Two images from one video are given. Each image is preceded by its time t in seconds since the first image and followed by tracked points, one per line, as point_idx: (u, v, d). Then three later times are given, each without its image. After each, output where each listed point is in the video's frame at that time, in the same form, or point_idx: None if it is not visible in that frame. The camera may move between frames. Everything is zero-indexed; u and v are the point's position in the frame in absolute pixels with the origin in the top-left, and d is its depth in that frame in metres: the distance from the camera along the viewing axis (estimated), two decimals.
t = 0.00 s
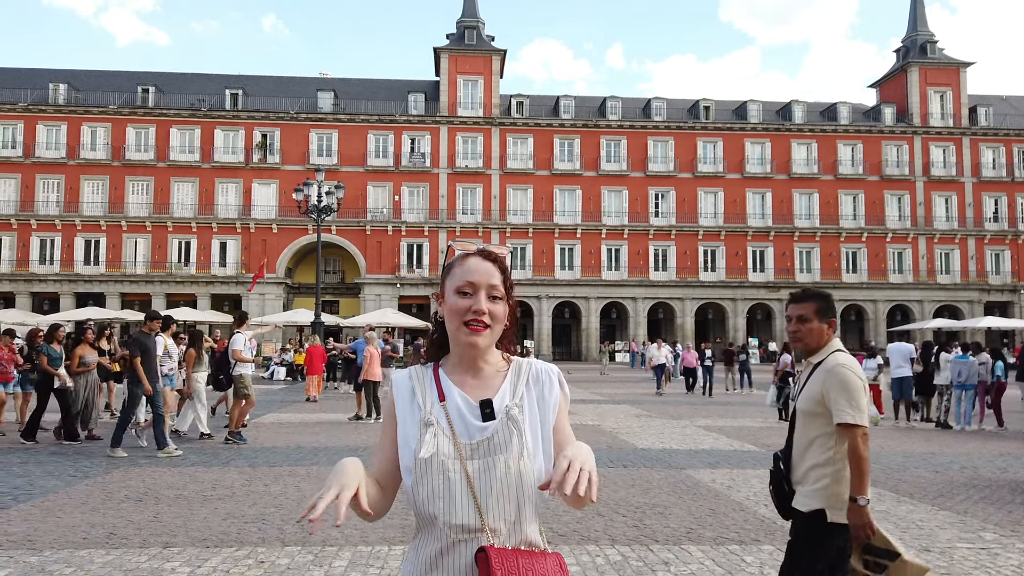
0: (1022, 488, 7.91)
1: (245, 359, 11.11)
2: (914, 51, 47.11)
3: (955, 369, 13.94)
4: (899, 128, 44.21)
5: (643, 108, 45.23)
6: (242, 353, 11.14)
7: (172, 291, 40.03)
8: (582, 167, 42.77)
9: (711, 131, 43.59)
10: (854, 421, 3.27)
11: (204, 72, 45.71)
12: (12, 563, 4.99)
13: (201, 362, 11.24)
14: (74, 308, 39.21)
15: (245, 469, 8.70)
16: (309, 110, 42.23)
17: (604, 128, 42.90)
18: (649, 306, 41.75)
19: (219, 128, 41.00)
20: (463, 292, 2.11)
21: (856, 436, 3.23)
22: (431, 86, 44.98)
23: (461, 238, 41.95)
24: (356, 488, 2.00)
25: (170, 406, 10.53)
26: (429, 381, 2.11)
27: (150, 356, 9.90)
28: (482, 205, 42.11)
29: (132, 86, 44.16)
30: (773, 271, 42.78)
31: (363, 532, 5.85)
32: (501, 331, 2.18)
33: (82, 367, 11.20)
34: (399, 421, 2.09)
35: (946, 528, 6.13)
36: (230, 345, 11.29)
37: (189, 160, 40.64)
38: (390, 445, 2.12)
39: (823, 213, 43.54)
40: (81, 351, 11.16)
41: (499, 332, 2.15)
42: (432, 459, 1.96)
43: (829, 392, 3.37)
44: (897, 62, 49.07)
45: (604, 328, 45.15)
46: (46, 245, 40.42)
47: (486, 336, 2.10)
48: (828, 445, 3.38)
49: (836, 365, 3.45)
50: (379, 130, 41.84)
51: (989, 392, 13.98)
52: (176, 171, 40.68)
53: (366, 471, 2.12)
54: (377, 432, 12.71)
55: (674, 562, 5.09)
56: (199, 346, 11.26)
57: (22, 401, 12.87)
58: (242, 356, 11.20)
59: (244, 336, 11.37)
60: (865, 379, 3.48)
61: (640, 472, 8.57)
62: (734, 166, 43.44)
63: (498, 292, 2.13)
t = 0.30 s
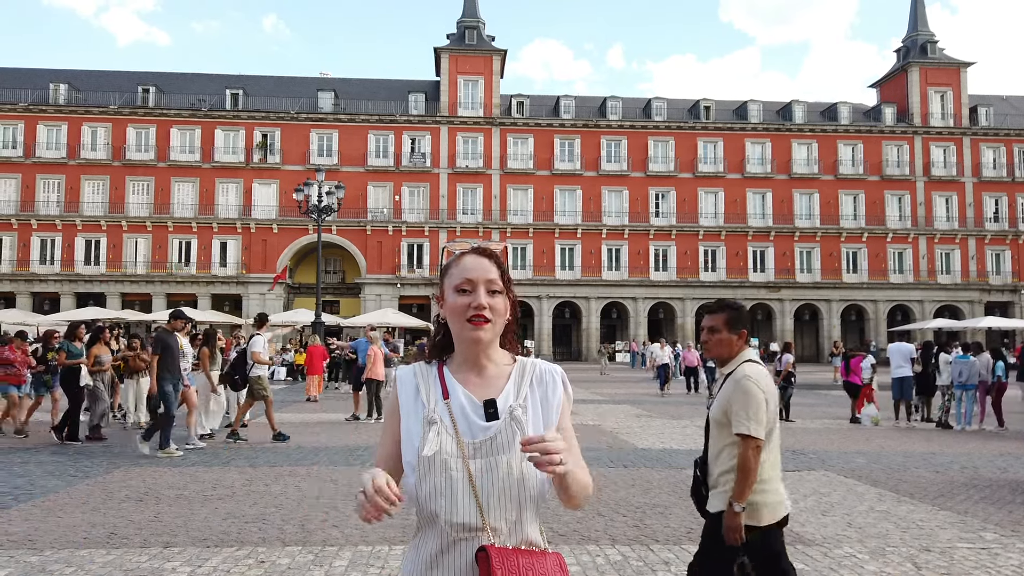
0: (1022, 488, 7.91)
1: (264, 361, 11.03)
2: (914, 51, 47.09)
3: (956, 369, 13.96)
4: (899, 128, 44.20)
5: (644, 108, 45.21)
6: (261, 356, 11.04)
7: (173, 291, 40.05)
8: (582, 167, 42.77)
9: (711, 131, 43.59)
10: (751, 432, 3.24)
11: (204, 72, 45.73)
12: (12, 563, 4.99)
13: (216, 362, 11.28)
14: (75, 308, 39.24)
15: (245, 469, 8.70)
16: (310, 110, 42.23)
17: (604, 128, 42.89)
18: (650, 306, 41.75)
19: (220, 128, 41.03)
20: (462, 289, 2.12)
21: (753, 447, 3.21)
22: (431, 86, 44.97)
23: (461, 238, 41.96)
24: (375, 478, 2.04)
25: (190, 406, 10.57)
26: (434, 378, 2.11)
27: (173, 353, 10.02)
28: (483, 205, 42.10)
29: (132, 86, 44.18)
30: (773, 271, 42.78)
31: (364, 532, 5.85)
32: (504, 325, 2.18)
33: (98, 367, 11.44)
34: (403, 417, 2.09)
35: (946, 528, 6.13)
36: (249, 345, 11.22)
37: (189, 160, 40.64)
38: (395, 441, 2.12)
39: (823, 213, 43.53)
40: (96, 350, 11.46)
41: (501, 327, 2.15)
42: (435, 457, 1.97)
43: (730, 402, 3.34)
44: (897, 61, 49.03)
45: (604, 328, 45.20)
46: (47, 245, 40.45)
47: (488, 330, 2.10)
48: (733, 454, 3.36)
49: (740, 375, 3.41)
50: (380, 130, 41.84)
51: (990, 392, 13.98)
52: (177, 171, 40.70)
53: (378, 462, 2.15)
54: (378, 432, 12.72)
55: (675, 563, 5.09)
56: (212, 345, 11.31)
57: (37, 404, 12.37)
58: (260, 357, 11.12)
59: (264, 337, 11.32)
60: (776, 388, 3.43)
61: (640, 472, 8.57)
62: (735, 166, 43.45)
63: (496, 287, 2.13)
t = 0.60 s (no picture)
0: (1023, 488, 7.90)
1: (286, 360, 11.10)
2: (914, 51, 47.08)
3: (957, 369, 13.81)
4: (900, 128, 44.18)
5: (644, 108, 45.19)
6: (282, 355, 11.11)
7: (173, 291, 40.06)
8: (583, 167, 42.78)
9: (712, 131, 43.57)
10: (649, 416, 3.47)
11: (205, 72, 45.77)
12: (12, 564, 4.99)
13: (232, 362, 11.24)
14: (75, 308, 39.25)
15: (244, 469, 8.70)
16: (310, 110, 42.21)
17: (605, 128, 42.88)
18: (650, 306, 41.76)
19: (220, 128, 41.04)
20: (459, 290, 2.12)
21: (647, 431, 3.45)
22: (432, 86, 44.97)
23: (462, 238, 41.96)
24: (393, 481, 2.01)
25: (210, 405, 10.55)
26: (438, 374, 2.11)
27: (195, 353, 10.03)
28: (483, 205, 42.09)
29: (133, 86, 44.19)
30: (774, 271, 42.78)
31: (364, 532, 5.85)
32: (505, 324, 2.18)
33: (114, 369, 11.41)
34: (406, 413, 2.09)
35: (946, 528, 6.13)
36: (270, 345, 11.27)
37: (190, 160, 40.66)
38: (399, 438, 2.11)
39: (824, 213, 43.52)
40: (112, 353, 11.43)
41: (502, 327, 2.15)
42: (436, 453, 1.97)
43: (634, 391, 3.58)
44: (898, 61, 49.00)
45: (605, 329, 45.24)
46: (48, 245, 40.48)
47: (492, 330, 2.10)
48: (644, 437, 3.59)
49: (645, 364, 3.64)
50: (380, 130, 41.85)
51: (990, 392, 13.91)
52: (178, 171, 40.71)
53: (382, 464, 2.12)
54: (378, 431, 12.74)
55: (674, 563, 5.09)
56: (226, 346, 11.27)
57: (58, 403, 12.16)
58: (281, 356, 11.19)
59: (286, 335, 11.34)
60: (680, 370, 3.63)
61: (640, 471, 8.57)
62: (735, 166, 43.44)
63: (492, 284, 2.13)
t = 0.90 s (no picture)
0: None
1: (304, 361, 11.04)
2: (915, 51, 47.11)
3: (958, 369, 13.73)
4: (901, 128, 44.17)
5: (645, 108, 45.18)
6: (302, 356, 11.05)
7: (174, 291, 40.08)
8: (583, 167, 42.81)
9: (712, 131, 43.56)
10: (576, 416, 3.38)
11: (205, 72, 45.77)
12: (13, 563, 5.00)
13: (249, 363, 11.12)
14: (76, 308, 39.24)
15: (244, 469, 8.71)
16: (310, 110, 42.23)
17: (605, 127, 42.86)
18: (651, 306, 41.78)
19: (221, 128, 41.06)
20: (459, 295, 2.12)
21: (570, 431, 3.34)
22: (432, 86, 44.97)
23: (462, 238, 41.97)
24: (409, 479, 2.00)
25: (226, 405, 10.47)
26: (441, 374, 2.11)
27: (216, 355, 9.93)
28: (483, 205, 42.12)
29: (134, 85, 44.18)
30: (774, 271, 42.78)
31: (365, 532, 5.85)
32: (503, 328, 2.18)
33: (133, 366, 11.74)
34: (406, 415, 2.08)
35: (947, 528, 6.13)
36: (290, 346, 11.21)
37: (191, 160, 40.68)
38: (400, 439, 2.09)
39: (824, 212, 43.53)
40: (130, 351, 11.72)
41: (501, 330, 2.15)
42: (440, 452, 1.96)
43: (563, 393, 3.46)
44: (898, 61, 48.98)
45: (605, 329, 45.27)
46: (49, 245, 40.47)
47: (492, 333, 2.10)
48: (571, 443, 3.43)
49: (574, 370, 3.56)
50: (381, 129, 41.85)
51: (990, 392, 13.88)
52: (178, 171, 40.71)
53: (384, 465, 2.10)
54: (378, 432, 12.76)
55: (674, 562, 5.09)
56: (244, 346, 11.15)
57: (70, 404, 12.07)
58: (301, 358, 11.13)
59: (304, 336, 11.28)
60: (600, 378, 3.53)
61: (641, 471, 8.58)
62: (735, 166, 43.44)
63: (492, 288, 2.13)
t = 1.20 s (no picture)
0: None
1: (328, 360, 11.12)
2: (916, 51, 47.08)
3: (959, 369, 13.69)
4: (902, 128, 44.12)
5: (645, 108, 45.16)
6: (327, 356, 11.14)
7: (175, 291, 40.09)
8: (584, 167, 42.80)
9: (713, 131, 43.56)
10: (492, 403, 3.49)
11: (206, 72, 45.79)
12: (14, 563, 5.00)
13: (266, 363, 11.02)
14: (76, 309, 39.28)
15: (245, 469, 8.70)
16: (311, 110, 42.22)
17: (606, 127, 42.85)
18: (652, 306, 41.80)
19: (221, 128, 41.06)
20: (463, 293, 2.11)
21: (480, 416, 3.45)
22: (432, 86, 44.99)
23: (463, 238, 41.98)
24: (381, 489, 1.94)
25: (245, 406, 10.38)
26: (439, 375, 2.11)
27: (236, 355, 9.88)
28: (484, 205, 42.15)
29: (134, 86, 44.19)
30: (775, 271, 42.77)
31: (366, 533, 5.85)
32: (504, 328, 2.18)
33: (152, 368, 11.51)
34: (407, 415, 2.08)
35: (948, 528, 6.12)
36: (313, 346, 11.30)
37: (191, 160, 40.67)
38: (401, 441, 2.09)
39: (825, 212, 43.52)
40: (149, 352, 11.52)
41: (502, 331, 2.15)
42: (441, 452, 1.96)
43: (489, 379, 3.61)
44: (899, 61, 48.95)
45: (606, 328, 45.29)
46: (50, 246, 40.50)
47: (491, 334, 2.10)
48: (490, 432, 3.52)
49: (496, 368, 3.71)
50: (381, 130, 41.86)
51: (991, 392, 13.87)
52: (179, 171, 40.72)
53: (383, 468, 2.10)
54: (380, 431, 12.77)
55: (675, 563, 5.09)
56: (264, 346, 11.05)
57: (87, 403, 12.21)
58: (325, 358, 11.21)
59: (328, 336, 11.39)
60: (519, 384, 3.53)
61: (642, 471, 8.58)
62: (736, 166, 43.42)
63: (496, 289, 2.13)
